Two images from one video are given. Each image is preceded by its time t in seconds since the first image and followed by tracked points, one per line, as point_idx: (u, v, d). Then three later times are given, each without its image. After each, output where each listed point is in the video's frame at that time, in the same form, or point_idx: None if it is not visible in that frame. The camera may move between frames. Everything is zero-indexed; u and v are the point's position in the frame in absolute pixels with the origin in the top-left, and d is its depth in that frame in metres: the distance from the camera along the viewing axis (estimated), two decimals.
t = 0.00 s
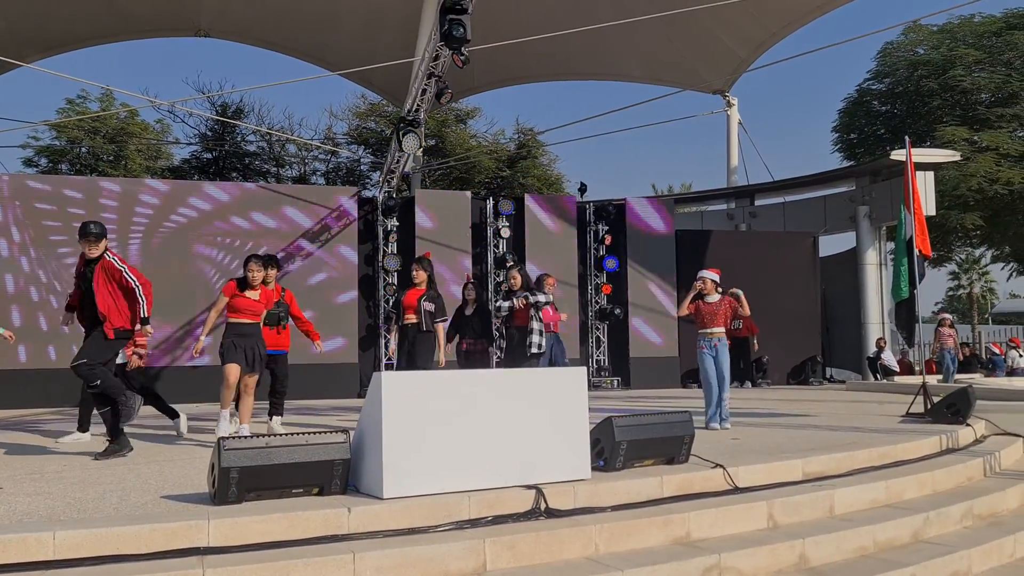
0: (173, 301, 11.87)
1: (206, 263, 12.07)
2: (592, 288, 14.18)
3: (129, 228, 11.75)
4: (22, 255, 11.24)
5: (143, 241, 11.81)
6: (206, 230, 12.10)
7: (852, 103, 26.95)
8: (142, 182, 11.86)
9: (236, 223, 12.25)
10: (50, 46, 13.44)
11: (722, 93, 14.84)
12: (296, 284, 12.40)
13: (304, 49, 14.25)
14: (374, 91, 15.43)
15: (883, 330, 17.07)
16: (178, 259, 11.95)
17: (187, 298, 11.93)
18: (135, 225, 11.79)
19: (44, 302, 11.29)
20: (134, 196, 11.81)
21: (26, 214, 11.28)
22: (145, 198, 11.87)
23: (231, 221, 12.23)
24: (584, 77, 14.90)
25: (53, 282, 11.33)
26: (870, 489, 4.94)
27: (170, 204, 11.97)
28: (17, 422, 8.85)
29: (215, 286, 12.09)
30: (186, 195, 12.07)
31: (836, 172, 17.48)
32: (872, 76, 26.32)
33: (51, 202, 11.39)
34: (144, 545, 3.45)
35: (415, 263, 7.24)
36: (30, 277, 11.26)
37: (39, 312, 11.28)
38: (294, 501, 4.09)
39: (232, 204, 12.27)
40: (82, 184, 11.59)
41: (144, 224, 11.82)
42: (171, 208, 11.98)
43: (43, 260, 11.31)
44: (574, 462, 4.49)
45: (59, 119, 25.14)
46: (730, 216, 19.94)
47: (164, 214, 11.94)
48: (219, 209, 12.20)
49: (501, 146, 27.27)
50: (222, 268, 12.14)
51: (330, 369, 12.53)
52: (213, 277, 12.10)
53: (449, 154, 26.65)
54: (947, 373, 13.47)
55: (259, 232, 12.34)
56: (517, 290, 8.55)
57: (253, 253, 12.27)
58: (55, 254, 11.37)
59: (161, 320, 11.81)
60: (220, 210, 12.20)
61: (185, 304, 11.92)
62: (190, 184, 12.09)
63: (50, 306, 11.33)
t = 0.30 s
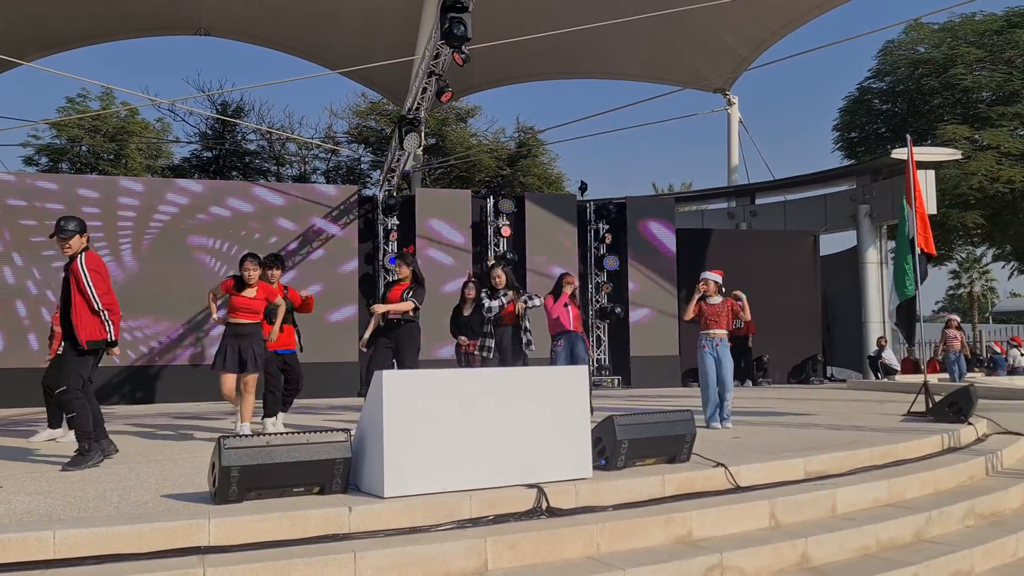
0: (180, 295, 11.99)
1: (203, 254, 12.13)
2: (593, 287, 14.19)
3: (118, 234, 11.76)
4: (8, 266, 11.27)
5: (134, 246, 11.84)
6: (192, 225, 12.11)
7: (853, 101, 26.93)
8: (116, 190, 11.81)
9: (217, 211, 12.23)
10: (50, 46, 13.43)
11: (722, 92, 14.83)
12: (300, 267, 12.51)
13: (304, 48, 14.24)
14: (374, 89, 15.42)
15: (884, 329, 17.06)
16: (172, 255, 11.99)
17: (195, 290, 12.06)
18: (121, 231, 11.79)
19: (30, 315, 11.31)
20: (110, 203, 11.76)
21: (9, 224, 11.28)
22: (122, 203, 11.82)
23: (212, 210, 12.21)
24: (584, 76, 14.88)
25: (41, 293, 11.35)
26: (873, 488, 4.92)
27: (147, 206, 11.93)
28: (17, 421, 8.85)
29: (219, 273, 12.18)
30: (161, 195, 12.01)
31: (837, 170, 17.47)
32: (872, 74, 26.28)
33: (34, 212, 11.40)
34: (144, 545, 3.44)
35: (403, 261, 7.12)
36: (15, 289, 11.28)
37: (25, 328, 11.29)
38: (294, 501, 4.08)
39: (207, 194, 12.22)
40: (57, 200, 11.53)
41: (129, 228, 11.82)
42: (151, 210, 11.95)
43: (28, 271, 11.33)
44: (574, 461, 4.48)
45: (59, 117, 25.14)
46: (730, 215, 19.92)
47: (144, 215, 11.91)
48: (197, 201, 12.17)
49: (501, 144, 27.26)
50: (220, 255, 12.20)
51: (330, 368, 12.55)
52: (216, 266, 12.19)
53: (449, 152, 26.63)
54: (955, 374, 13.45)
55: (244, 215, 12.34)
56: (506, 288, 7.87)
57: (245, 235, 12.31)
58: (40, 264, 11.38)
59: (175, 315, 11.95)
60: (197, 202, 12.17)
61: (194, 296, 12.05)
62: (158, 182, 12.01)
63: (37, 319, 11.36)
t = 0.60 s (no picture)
0: (184, 292, 11.99)
1: (200, 246, 12.10)
2: (596, 286, 14.18)
3: (109, 239, 11.68)
4: None
5: (127, 248, 11.78)
6: (180, 221, 12.02)
7: (856, 99, 26.86)
8: (94, 197, 11.67)
9: (200, 203, 12.12)
10: (51, 45, 13.43)
11: (726, 89, 14.78)
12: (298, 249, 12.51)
13: (306, 47, 14.21)
14: (376, 88, 15.39)
15: (888, 327, 17.00)
16: (167, 252, 11.95)
17: (202, 281, 12.09)
18: (111, 236, 11.71)
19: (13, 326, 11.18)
20: (91, 209, 11.63)
21: None
22: (104, 207, 11.69)
23: (196, 204, 12.10)
24: (587, 74, 14.85)
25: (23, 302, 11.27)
26: (879, 487, 4.89)
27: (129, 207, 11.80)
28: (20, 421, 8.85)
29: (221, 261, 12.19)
30: (140, 196, 11.87)
31: (840, 168, 17.42)
32: (876, 71, 26.20)
33: (8, 214, 11.26)
34: (145, 546, 3.42)
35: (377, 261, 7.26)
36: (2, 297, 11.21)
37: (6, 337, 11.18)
38: (297, 501, 4.06)
39: (184, 187, 12.07)
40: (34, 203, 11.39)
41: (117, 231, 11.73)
42: (134, 211, 11.83)
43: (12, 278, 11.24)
44: (577, 460, 4.45)
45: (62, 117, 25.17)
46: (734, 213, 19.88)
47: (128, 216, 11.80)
48: (176, 196, 12.04)
49: (504, 143, 27.24)
50: (217, 243, 12.18)
51: (332, 367, 12.57)
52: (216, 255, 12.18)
53: (452, 151, 26.60)
54: (966, 369, 13.10)
55: (229, 203, 12.26)
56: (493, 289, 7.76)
57: (236, 222, 12.26)
58: (24, 270, 11.29)
59: (189, 309, 12.01)
60: (177, 196, 12.03)
61: (203, 287, 12.10)
62: (132, 181, 11.84)
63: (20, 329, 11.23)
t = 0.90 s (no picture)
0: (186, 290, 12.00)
1: (196, 237, 12.09)
2: (600, 284, 14.03)
3: (100, 245, 11.60)
4: None
5: (122, 254, 11.73)
6: (167, 218, 11.97)
7: (861, 95, 26.74)
8: (77, 206, 11.55)
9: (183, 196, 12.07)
10: (54, 45, 13.40)
11: (730, 86, 14.70)
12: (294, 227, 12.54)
13: (309, 44, 14.17)
14: (378, 85, 15.34)
15: (894, 324, 16.90)
16: (162, 248, 11.92)
17: (207, 269, 12.12)
18: (103, 245, 11.64)
19: None
20: (74, 218, 11.52)
21: None
22: (87, 215, 11.58)
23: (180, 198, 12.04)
24: (590, 70, 14.78)
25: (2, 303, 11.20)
26: (888, 485, 4.83)
27: (110, 209, 11.70)
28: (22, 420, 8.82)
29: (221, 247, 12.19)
30: (122, 200, 11.77)
31: (845, 164, 17.33)
32: (881, 67, 26.07)
33: None
34: (145, 546, 3.38)
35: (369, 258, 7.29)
36: None
37: None
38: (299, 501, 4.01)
39: (161, 182, 11.99)
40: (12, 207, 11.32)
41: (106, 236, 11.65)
42: (118, 213, 11.73)
43: None
44: (584, 459, 4.41)
45: (66, 116, 25.16)
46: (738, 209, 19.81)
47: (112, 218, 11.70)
48: (160, 197, 11.95)
49: (507, 140, 27.19)
50: (212, 235, 12.16)
51: (336, 365, 12.56)
52: (213, 243, 12.17)
53: (455, 149, 26.55)
54: (980, 370, 12.92)
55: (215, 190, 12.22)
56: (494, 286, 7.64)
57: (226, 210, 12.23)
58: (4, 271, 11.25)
59: (202, 297, 12.07)
60: (156, 192, 11.95)
61: (212, 274, 12.14)
62: (105, 185, 11.71)
63: None
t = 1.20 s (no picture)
0: (190, 289, 11.95)
1: (193, 229, 12.02)
2: (605, 280, 14.09)
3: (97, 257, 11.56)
4: None
5: (120, 262, 11.68)
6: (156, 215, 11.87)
7: (868, 90, 26.57)
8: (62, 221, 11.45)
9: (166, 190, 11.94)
10: (57, 44, 13.40)
11: (736, 81, 14.61)
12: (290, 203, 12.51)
13: (312, 42, 14.14)
14: (382, 83, 15.30)
15: (901, 320, 16.78)
16: (158, 245, 11.85)
17: (213, 256, 12.09)
18: (100, 257, 11.59)
19: None
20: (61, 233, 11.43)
21: None
22: (74, 228, 11.49)
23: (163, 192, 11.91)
24: (595, 66, 14.71)
25: None
26: (897, 482, 4.77)
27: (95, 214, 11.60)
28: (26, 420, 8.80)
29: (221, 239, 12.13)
30: (105, 210, 11.65)
31: (852, 159, 17.22)
32: (888, 61, 25.90)
33: None
34: (145, 548, 3.34)
35: (380, 256, 7.27)
36: None
37: None
38: (302, 500, 3.97)
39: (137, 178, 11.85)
40: None
41: (100, 246, 11.58)
42: (104, 220, 11.64)
43: None
44: (591, 458, 4.36)
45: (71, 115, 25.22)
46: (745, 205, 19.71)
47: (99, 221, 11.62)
48: (142, 202, 11.82)
49: (512, 137, 27.12)
50: (207, 234, 12.06)
51: (340, 363, 12.54)
52: (212, 231, 12.10)
53: (460, 146, 26.50)
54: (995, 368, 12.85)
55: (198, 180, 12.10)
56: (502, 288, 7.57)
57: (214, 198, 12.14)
58: None
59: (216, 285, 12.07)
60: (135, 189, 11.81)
61: (220, 261, 12.13)
62: (83, 194, 11.57)
63: None
